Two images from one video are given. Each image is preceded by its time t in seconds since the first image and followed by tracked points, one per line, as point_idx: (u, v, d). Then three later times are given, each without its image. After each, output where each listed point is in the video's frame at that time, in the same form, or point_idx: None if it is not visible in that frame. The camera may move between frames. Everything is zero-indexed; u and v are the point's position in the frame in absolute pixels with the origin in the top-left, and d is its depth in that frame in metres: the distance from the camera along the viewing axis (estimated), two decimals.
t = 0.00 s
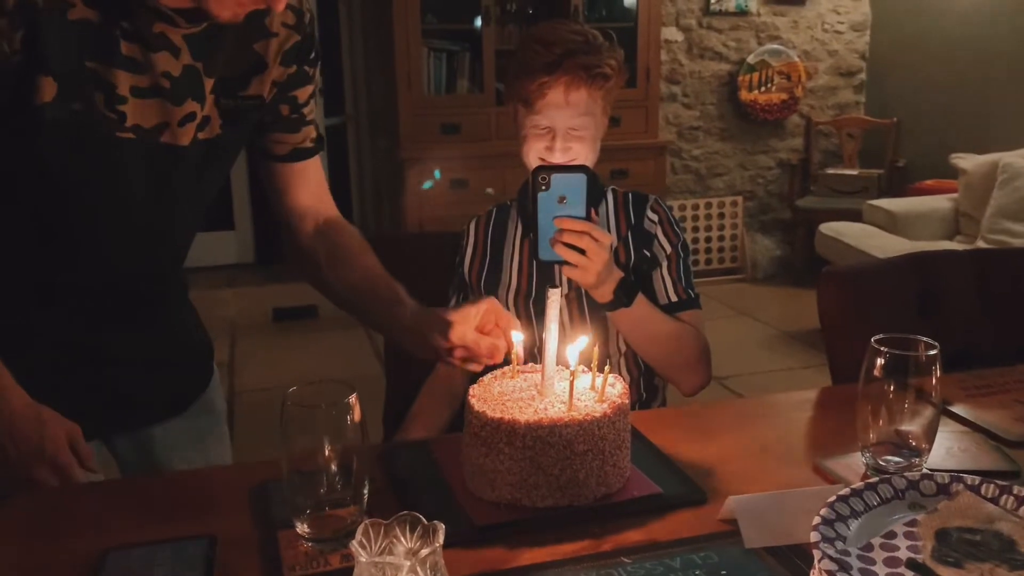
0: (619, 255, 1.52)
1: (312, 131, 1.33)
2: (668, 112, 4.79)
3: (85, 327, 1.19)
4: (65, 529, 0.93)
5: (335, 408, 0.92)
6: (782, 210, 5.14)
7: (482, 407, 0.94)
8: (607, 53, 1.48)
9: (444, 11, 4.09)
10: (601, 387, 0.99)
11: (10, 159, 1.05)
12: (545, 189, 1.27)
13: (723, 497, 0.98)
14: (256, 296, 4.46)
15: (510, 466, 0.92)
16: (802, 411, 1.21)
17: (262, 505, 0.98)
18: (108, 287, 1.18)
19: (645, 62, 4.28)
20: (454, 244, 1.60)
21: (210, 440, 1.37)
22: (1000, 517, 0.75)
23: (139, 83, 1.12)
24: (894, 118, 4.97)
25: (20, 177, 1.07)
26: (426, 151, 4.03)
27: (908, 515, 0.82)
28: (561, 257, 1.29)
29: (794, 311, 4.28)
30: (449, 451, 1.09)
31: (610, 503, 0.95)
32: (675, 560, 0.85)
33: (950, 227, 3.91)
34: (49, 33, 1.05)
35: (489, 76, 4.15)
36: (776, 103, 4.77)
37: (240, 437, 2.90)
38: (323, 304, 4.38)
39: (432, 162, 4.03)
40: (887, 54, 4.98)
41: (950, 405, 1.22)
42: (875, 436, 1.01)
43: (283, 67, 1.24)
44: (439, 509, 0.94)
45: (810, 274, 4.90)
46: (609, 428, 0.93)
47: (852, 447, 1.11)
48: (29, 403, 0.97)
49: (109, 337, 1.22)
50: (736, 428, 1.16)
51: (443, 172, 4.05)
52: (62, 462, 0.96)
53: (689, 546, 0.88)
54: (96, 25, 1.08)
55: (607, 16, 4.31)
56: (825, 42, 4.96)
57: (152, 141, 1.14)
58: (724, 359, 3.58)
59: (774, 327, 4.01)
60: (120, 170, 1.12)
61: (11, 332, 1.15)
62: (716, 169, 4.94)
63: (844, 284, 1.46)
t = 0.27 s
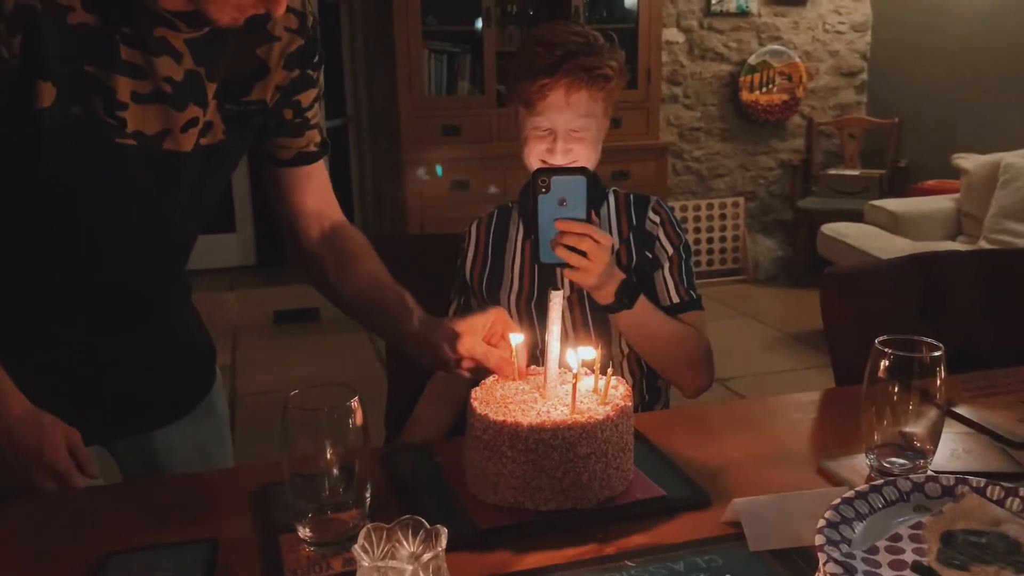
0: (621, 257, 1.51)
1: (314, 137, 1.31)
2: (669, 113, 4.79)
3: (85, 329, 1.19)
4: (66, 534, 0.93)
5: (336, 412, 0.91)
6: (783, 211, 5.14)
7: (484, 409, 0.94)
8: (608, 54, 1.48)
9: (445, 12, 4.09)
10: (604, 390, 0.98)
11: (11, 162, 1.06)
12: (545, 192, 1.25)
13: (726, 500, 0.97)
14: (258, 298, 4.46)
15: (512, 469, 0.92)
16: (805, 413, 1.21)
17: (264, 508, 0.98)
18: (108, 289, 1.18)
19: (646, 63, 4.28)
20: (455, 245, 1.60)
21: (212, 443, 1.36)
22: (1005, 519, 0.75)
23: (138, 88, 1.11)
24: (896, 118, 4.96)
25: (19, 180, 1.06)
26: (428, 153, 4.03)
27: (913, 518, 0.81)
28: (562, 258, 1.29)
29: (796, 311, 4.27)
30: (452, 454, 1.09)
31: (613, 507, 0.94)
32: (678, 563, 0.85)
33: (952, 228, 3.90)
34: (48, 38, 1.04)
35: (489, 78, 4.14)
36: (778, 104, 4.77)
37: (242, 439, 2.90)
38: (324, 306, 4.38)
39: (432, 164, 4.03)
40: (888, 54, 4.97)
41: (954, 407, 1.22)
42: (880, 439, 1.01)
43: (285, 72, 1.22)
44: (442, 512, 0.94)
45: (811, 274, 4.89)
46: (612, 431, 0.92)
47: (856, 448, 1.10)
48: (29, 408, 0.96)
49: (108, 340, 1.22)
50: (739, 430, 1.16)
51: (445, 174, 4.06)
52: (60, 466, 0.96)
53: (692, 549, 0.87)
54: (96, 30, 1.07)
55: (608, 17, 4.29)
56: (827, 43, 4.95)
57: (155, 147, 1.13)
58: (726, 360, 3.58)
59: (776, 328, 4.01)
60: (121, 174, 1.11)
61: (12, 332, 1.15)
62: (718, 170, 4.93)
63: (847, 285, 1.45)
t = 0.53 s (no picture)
0: (623, 255, 1.51)
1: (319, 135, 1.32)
2: (670, 112, 4.78)
3: (89, 330, 1.19)
4: (67, 535, 0.93)
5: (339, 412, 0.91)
6: (785, 209, 5.13)
7: (488, 408, 0.94)
8: (609, 52, 1.47)
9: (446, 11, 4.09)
10: (607, 388, 0.98)
11: (15, 162, 1.05)
12: (546, 190, 1.26)
13: (731, 499, 0.97)
14: (259, 298, 4.45)
15: (515, 468, 0.92)
16: (810, 411, 1.20)
17: (266, 509, 0.97)
18: (110, 291, 1.17)
19: (647, 62, 4.27)
20: (456, 244, 1.59)
21: (215, 444, 1.36)
22: (1011, 517, 0.74)
23: (142, 87, 1.11)
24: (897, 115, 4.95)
25: (23, 180, 1.06)
26: (429, 152, 4.03)
27: (919, 515, 0.81)
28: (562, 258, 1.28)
29: (798, 310, 4.26)
30: (455, 453, 1.08)
31: (617, 505, 0.94)
32: (683, 562, 0.84)
33: (954, 225, 3.89)
34: (51, 37, 1.04)
35: (490, 78, 4.14)
36: (779, 102, 4.74)
37: (244, 440, 2.90)
38: (326, 306, 4.38)
39: (434, 164, 4.02)
40: (890, 51, 4.96)
41: (959, 403, 1.21)
42: (884, 436, 1.01)
43: (289, 70, 1.23)
44: (445, 512, 0.93)
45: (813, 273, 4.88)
46: (616, 429, 0.92)
47: (861, 446, 1.10)
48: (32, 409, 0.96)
49: (110, 340, 1.21)
50: (743, 428, 1.15)
51: (446, 173, 4.05)
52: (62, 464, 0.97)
53: (697, 547, 0.87)
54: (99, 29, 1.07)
55: (608, 15, 4.29)
56: (828, 40, 4.94)
57: (160, 146, 1.13)
58: (729, 358, 3.57)
59: (779, 326, 4.00)
60: (124, 174, 1.11)
61: (14, 333, 1.15)
62: (719, 168, 4.93)
63: (851, 283, 1.45)
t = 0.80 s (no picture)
0: (624, 252, 1.50)
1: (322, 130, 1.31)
2: (672, 108, 4.78)
3: (92, 327, 1.19)
4: (67, 533, 0.93)
5: (340, 408, 0.91)
6: (787, 206, 5.12)
7: (489, 405, 0.93)
8: (611, 47, 1.46)
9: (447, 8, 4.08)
10: (609, 384, 0.98)
11: (16, 161, 1.05)
12: (544, 187, 1.28)
13: (733, 496, 0.97)
14: (260, 296, 4.45)
15: (516, 465, 0.91)
16: (813, 407, 1.20)
17: (267, 507, 0.97)
18: (111, 288, 1.17)
19: (648, 58, 4.27)
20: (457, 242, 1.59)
21: (217, 442, 1.36)
22: (1016, 512, 0.74)
23: (145, 83, 1.11)
24: (899, 111, 4.95)
25: (24, 178, 1.06)
26: (431, 150, 4.02)
27: (923, 511, 0.80)
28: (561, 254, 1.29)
29: (800, 306, 4.26)
30: (457, 451, 1.08)
31: (619, 502, 0.93)
32: (686, 558, 0.84)
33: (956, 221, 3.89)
34: (52, 33, 1.03)
35: (491, 75, 4.13)
36: (780, 98, 4.73)
37: (246, 438, 2.90)
38: (327, 304, 4.38)
39: (435, 161, 4.02)
40: (891, 47, 4.95)
41: (962, 399, 1.21)
42: (886, 432, 1.00)
43: (291, 64, 1.23)
44: (446, 509, 0.93)
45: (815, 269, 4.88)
46: (617, 425, 0.92)
47: (864, 442, 1.09)
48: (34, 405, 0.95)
49: (111, 338, 1.21)
50: (745, 424, 1.15)
51: (447, 170, 4.05)
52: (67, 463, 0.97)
53: (699, 544, 0.87)
54: (101, 25, 1.07)
55: (609, 11, 4.28)
56: (829, 36, 4.93)
57: (162, 142, 1.13)
58: (731, 355, 3.57)
59: (781, 323, 4.00)
60: (126, 172, 1.11)
61: (16, 333, 1.15)
62: (721, 164, 4.92)
63: (854, 278, 1.44)
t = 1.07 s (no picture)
0: (622, 250, 1.50)
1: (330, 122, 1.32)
2: (671, 106, 4.77)
3: (92, 326, 1.18)
4: (65, 532, 0.92)
5: (339, 406, 0.91)
6: (786, 204, 5.12)
7: (488, 403, 0.93)
8: (610, 45, 1.46)
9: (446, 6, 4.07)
10: (608, 383, 0.97)
11: (17, 161, 1.05)
12: (540, 187, 1.24)
13: (732, 494, 0.96)
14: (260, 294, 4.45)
15: (515, 464, 0.91)
16: (812, 405, 1.20)
17: (266, 506, 0.97)
18: (111, 288, 1.17)
19: (647, 56, 4.26)
20: (456, 240, 1.59)
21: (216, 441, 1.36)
22: (1015, 512, 0.74)
23: (148, 82, 1.11)
24: (898, 110, 4.95)
25: (25, 178, 1.06)
26: (430, 148, 4.02)
27: (922, 510, 0.80)
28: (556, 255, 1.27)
29: (799, 305, 4.26)
30: (456, 449, 1.08)
31: (618, 501, 0.93)
32: (685, 557, 0.84)
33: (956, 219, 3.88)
34: (54, 34, 1.03)
35: (491, 73, 4.13)
36: (780, 96, 4.73)
37: (246, 436, 2.90)
38: (327, 302, 4.37)
39: (435, 159, 4.02)
40: (890, 45, 4.95)
41: (961, 398, 1.21)
42: (886, 431, 1.00)
43: (296, 60, 1.22)
44: (445, 508, 0.93)
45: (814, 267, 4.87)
46: (616, 424, 0.92)
47: (863, 441, 1.09)
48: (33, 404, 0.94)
49: (112, 337, 1.21)
50: (744, 423, 1.15)
51: (446, 169, 4.05)
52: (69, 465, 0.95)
53: (699, 543, 0.86)
54: (103, 23, 1.07)
55: (609, 9, 4.28)
56: (828, 35, 4.93)
57: (164, 141, 1.13)
58: (731, 353, 3.57)
59: (780, 321, 4.00)
60: (127, 171, 1.11)
61: (18, 333, 1.15)
62: (720, 163, 4.92)
63: (853, 276, 1.44)
